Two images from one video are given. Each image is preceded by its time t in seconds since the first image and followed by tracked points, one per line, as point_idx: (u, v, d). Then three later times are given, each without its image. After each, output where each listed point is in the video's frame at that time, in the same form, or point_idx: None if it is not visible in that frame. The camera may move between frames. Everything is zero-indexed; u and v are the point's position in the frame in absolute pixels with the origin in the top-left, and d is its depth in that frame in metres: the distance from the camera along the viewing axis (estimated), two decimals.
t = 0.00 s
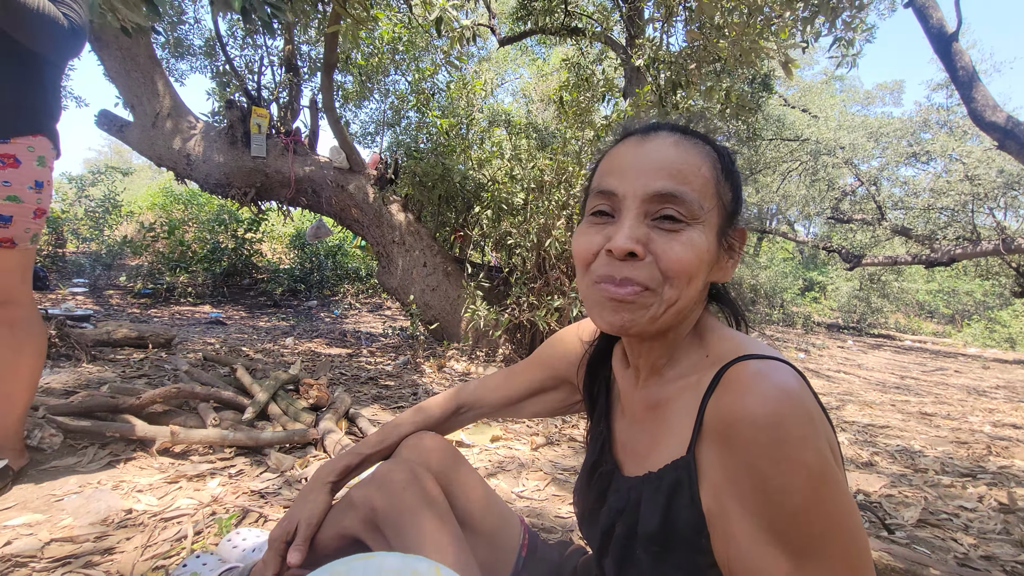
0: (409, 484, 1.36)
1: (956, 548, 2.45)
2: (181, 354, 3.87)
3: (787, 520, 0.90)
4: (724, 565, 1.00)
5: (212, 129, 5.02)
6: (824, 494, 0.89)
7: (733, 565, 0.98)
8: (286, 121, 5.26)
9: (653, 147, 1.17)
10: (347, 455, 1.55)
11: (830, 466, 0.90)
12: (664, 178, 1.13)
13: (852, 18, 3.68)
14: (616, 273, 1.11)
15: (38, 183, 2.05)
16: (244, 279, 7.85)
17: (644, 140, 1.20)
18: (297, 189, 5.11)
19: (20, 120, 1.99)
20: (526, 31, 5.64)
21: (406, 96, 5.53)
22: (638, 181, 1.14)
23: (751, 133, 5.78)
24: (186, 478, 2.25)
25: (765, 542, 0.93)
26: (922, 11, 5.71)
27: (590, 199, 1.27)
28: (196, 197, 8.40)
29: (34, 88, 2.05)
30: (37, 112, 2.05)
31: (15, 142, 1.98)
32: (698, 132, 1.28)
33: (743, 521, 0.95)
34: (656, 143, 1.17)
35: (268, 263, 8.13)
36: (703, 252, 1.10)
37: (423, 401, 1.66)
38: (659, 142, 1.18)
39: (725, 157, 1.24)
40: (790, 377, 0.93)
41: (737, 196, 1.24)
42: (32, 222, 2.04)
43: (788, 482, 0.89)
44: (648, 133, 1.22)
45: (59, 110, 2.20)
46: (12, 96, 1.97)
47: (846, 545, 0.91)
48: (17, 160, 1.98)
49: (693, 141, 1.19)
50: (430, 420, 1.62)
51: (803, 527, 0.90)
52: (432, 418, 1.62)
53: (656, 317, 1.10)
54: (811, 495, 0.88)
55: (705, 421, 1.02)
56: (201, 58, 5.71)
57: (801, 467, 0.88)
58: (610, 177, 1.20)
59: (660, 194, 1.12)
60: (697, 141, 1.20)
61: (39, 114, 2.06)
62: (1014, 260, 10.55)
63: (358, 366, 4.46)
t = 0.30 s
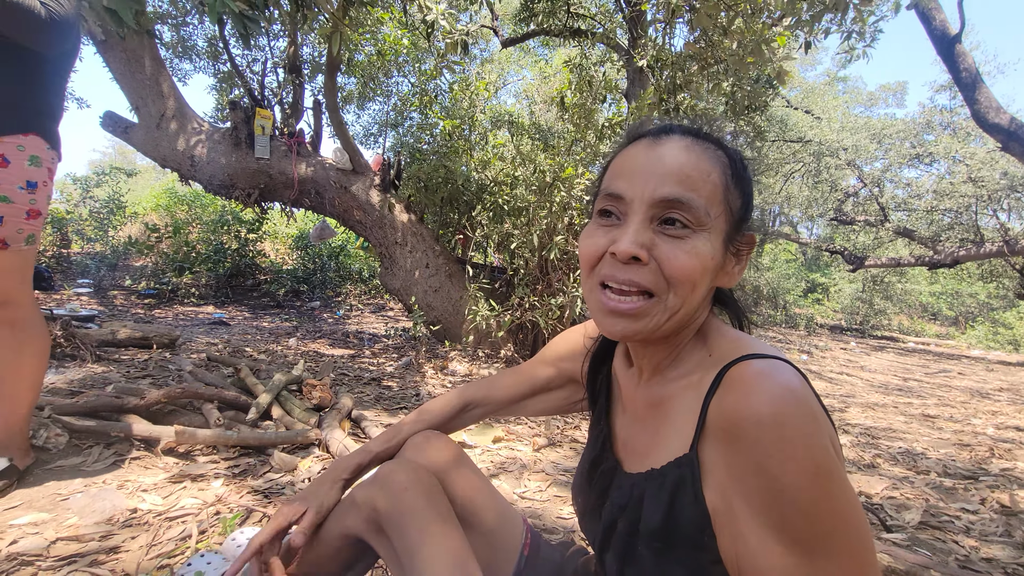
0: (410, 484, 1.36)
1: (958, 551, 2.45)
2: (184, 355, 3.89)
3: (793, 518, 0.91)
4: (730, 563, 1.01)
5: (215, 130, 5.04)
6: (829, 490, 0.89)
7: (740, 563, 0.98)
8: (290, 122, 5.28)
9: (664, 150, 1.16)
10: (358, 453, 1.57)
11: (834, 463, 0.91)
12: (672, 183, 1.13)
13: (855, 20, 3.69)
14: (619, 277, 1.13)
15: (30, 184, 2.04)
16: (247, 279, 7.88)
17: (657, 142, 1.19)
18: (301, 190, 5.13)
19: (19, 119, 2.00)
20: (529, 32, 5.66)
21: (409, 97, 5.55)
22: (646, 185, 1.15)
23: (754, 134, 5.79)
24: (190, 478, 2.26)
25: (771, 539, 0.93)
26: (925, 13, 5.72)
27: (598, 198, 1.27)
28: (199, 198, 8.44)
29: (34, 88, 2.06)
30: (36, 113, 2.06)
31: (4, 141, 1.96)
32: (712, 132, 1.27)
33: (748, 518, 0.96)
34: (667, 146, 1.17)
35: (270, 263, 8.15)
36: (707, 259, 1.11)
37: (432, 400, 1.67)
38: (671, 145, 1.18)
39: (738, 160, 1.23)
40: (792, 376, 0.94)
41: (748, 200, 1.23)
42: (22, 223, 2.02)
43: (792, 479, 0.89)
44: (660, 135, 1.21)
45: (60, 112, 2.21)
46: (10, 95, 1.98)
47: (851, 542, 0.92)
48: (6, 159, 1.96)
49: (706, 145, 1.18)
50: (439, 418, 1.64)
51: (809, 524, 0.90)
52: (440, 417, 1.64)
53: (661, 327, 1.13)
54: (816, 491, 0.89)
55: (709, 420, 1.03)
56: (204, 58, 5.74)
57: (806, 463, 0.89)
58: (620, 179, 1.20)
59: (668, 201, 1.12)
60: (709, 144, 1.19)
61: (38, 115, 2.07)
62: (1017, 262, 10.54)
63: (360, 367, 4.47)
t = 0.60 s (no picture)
0: (406, 486, 1.33)
1: (964, 554, 2.43)
2: (185, 354, 3.88)
3: (773, 515, 0.89)
4: (713, 560, 1.00)
5: (217, 129, 5.04)
6: (812, 488, 0.87)
7: (722, 560, 0.98)
8: (292, 122, 5.28)
9: (648, 147, 1.16)
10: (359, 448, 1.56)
11: (819, 462, 0.88)
12: (652, 179, 1.12)
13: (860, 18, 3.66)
14: (598, 273, 1.13)
15: (11, 180, 2.00)
16: (249, 279, 7.88)
17: (641, 140, 1.18)
18: (302, 190, 5.12)
19: (12, 116, 2.00)
20: (531, 32, 5.65)
21: (410, 97, 5.55)
22: (627, 182, 1.14)
23: (758, 134, 5.76)
24: (189, 478, 2.25)
25: (751, 537, 0.92)
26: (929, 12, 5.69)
27: (587, 195, 1.27)
28: (202, 198, 8.46)
29: (29, 86, 2.06)
30: (30, 111, 2.06)
31: None
32: (704, 128, 1.24)
33: (728, 515, 0.95)
34: (652, 143, 1.16)
35: (272, 263, 8.16)
36: (688, 255, 1.09)
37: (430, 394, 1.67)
38: (656, 142, 1.16)
39: (729, 157, 1.20)
40: (778, 370, 0.92)
41: (740, 196, 1.19)
42: (4, 220, 1.98)
43: (773, 476, 0.87)
44: (646, 132, 1.20)
45: (53, 111, 2.21)
46: (8, 92, 1.98)
47: (835, 541, 0.90)
48: None
49: (693, 142, 1.16)
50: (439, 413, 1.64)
51: (790, 522, 0.88)
52: (440, 412, 1.64)
53: (639, 321, 1.12)
54: (797, 489, 0.87)
55: (694, 415, 1.01)
56: (206, 58, 5.75)
57: (788, 461, 0.87)
58: (605, 177, 1.20)
59: (647, 196, 1.11)
60: (696, 141, 1.17)
61: (32, 113, 2.08)
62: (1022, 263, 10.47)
63: (361, 367, 4.46)
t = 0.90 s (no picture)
0: (412, 483, 1.35)
1: (965, 556, 2.43)
2: (188, 355, 3.90)
3: (731, 510, 0.89)
4: (681, 557, 1.00)
5: (220, 131, 5.06)
6: (770, 483, 0.87)
7: (687, 556, 0.98)
8: (294, 123, 5.30)
9: (595, 161, 1.18)
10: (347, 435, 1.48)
11: (779, 457, 0.88)
12: (601, 190, 1.14)
13: (862, 19, 3.67)
14: (559, 285, 1.15)
15: (7, 181, 1.99)
16: (251, 280, 7.90)
17: (590, 155, 1.21)
18: (304, 191, 5.13)
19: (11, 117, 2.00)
20: (533, 34, 5.67)
21: (412, 99, 5.57)
22: (577, 196, 1.17)
23: (759, 136, 5.76)
24: (192, 478, 2.27)
25: (711, 530, 0.92)
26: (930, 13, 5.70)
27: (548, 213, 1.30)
28: (204, 199, 8.48)
29: (28, 86, 2.07)
30: (31, 112, 2.07)
31: None
32: (654, 137, 1.26)
33: (691, 509, 0.95)
34: (598, 156, 1.19)
35: (274, 264, 8.18)
36: (643, 259, 1.11)
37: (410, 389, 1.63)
38: (603, 154, 1.19)
39: (679, 160, 1.22)
40: (745, 365, 0.93)
41: (694, 197, 1.20)
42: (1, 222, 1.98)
43: (730, 469, 0.88)
44: (594, 147, 1.23)
45: (54, 112, 2.22)
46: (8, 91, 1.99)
47: (796, 540, 0.88)
48: None
49: (637, 150, 1.19)
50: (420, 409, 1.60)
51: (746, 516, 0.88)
52: (420, 408, 1.60)
53: (603, 328, 1.12)
54: (754, 483, 0.87)
55: (664, 410, 1.03)
56: (209, 60, 5.77)
57: (744, 453, 0.87)
58: (559, 193, 1.23)
59: (597, 207, 1.14)
60: (641, 148, 1.19)
61: (34, 114, 2.08)
62: None
63: (363, 367, 4.47)
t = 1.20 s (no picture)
0: (411, 483, 1.36)
1: (967, 557, 2.43)
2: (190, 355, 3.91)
3: (719, 509, 0.89)
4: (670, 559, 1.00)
5: (223, 131, 5.08)
6: (758, 481, 0.87)
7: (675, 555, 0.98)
8: (297, 124, 5.31)
9: (563, 170, 1.20)
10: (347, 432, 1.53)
11: (767, 456, 0.88)
12: (569, 198, 1.15)
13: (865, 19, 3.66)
14: (538, 294, 1.17)
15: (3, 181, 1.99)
16: (254, 280, 7.93)
17: (559, 164, 1.22)
18: (307, 191, 5.14)
19: (10, 116, 2.00)
20: (535, 34, 5.67)
21: (414, 99, 5.58)
22: (548, 206, 1.18)
23: (761, 136, 5.77)
24: (195, 478, 2.27)
25: (700, 531, 0.93)
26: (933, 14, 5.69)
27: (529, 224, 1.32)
28: (207, 199, 8.50)
29: (28, 86, 2.07)
30: (31, 112, 2.07)
31: None
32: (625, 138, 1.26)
33: (680, 510, 0.95)
34: (566, 166, 1.20)
35: (277, 264, 8.20)
36: (615, 262, 1.10)
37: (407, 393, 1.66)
38: (572, 163, 1.20)
39: (650, 159, 1.20)
40: (731, 365, 0.93)
41: (667, 193, 1.18)
42: None
43: (717, 470, 0.88)
44: (564, 155, 1.24)
45: (55, 112, 2.22)
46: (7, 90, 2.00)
47: (785, 535, 0.89)
48: None
49: (605, 154, 1.19)
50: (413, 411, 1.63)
51: (734, 516, 0.89)
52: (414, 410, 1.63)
53: (583, 333, 1.13)
54: (742, 483, 0.87)
55: (651, 412, 1.02)
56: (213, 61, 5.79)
57: (730, 455, 0.87)
58: (534, 204, 1.24)
59: (567, 215, 1.15)
60: (610, 151, 1.19)
61: (34, 114, 2.08)
62: None
63: (365, 367, 4.48)
